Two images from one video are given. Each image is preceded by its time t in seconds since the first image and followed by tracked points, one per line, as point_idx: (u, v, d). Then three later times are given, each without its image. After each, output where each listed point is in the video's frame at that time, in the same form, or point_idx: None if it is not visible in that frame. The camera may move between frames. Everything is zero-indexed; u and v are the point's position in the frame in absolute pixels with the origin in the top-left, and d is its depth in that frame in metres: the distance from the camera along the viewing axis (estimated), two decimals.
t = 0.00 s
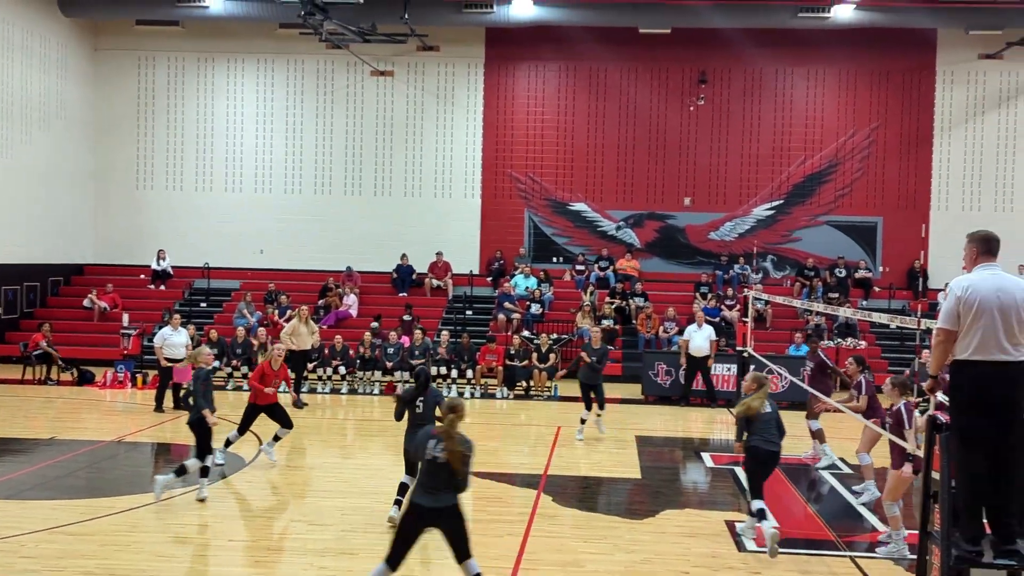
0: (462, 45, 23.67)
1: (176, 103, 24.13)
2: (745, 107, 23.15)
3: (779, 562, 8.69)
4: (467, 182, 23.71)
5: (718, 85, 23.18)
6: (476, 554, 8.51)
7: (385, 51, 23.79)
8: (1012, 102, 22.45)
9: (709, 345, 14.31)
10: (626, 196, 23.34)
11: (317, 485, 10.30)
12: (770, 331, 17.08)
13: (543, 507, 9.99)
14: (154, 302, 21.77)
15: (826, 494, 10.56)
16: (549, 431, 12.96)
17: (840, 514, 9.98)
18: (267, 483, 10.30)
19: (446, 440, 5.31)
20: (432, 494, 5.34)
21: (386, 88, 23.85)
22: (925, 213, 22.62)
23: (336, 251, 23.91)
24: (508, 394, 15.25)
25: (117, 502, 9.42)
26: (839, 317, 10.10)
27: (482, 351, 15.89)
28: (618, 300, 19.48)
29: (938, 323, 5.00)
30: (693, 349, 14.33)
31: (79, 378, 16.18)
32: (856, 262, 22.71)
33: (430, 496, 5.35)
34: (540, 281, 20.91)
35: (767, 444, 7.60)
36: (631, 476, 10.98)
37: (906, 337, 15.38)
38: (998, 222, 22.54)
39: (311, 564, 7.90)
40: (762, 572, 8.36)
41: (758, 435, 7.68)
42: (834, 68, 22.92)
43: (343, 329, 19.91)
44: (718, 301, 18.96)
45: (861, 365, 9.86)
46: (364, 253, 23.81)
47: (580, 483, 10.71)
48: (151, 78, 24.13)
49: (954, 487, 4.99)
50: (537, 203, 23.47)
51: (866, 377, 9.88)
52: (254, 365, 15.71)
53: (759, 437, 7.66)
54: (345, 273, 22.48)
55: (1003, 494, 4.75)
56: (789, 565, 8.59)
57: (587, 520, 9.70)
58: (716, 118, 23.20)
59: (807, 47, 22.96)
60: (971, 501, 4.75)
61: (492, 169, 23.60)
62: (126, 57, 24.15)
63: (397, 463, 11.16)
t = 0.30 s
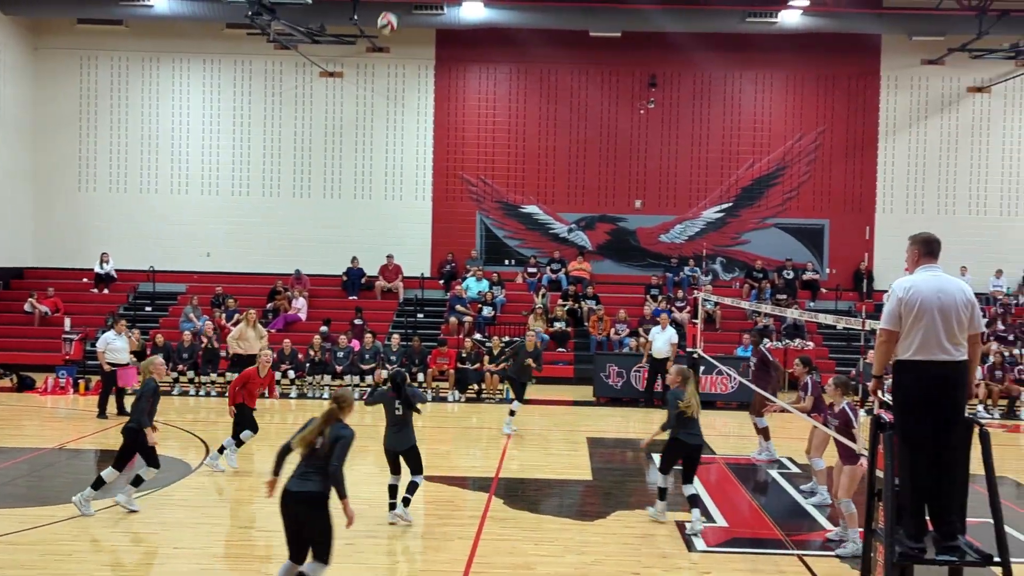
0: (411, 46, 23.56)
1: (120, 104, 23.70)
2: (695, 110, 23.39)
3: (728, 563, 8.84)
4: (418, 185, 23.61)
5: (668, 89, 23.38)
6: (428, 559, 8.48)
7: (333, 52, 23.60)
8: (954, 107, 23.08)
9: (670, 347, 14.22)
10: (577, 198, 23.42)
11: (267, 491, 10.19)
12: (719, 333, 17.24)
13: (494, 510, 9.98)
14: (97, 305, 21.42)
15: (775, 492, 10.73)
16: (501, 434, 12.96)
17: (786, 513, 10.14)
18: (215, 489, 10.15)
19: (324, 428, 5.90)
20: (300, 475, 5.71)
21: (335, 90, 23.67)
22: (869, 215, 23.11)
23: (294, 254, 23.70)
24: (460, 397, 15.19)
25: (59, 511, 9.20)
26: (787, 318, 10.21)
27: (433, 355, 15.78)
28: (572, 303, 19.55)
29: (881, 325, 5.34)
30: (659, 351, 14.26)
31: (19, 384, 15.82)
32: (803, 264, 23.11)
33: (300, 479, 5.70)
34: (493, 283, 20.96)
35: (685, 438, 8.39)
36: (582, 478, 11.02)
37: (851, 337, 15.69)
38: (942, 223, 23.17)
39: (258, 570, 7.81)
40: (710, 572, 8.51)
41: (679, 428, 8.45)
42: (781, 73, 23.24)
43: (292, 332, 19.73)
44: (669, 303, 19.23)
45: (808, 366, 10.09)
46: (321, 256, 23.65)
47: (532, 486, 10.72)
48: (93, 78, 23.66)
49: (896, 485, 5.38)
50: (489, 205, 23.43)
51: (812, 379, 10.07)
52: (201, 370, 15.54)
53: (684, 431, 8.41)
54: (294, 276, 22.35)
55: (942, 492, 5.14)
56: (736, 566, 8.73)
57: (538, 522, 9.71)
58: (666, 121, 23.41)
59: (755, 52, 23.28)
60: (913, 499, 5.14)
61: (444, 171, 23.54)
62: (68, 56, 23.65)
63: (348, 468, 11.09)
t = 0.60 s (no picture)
0: (356, 37, 23.38)
1: (57, 94, 23.17)
2: (642, 104, 23.60)
3: (673, 553, 9.01)
4: (364, 178, 23.44)
5: (615, 83, 23.56)
6: (373, 553, 8.46)
7: (277, 43, 23.37)
8: (895, 102, 23.73)
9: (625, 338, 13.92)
10: (525, 192, 23.48)
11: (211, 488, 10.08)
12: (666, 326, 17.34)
13: (440, 503, 9.98)
14: (35, 301, 21.04)
15: (720, 481, 10.94)
16: (450, 428, 12.98)
17: (732, 503, 10.35)
18: (157, 487, 10.02)
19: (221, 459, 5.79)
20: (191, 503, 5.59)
21: (280, 81, 23.41)
22: (812, 208, 23.59)
23: (250, 249, 23.46)
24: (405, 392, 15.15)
25: None
26: (732, 310, 10.33)
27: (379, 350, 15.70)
28: (520, 297, 19.74)
29: (822, 317, 5.56)
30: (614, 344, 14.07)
31: None
32: (749, 256, 23.49)
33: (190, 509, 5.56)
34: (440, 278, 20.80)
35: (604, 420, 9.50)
36: (530, 471, 11.08)
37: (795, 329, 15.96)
38: (884, 216, 23.84)
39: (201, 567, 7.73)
40: (655, 562, 8.69)
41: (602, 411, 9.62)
42: (726, 67, 23.55)
43: (235, 327, 19.51)
44: (616, 297, 19.51)
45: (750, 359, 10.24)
46: (277, 251, 23.43)
47: (479, 479, 10.74)
48: (28, 68, 23.09)
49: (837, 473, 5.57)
50: (436, 197, 23.35)
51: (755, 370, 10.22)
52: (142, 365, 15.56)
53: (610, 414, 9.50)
54: (238, 269, 22.10)
55: (882, 479, 5.35)
56: (679, 556, 8.92)
57: (487, 515, 9.75)
58: (613, 114, 23.59)
59: (702, 46, 23.56)
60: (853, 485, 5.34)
61: (389, 164, 23.39)
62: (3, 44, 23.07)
63: (294, 464, 11.03)
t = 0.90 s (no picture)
0: (303, 23, 23.19)
1: None
2: (592, 93, 23.85)
3: (622, 540, 9.12)
4: (312, 166, 23.31)
5: (565, 71, 23.72)
6: (322, 544, 8.42)
7: (222, 27, 23.01)
8: (841, 92, 24.28)
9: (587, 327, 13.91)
10: (476, 180, 23.58)
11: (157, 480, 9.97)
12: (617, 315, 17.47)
13: (390, 493, 9.97)
14: None
15: (669, 468, 11.06)
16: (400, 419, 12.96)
17: (681, 490, 10.48)
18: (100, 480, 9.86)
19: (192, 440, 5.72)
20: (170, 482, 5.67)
21: (224, 67, 23.09)
22: (758, 198, 24.10)
23: (207, 241, 23.23)
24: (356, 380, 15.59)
25: None
26: (681, 298, 10.40)
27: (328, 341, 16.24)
28: (471, 286, 19.78)
29: (768, 304, 5.68)
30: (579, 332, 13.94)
31: None
32: (698, 245, 23.93)
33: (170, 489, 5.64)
34: (390, 267, 20.71)
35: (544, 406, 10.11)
36: (480, 460, 11.11)
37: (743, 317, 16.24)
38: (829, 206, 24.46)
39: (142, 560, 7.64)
40: (605, 549, 8.82)
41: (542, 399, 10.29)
42: (676, 57, 23.93)
43: (181, 317, 19.29)
44: (567, 286, 19.72)
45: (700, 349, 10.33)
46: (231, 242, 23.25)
47: (429, 469, 10.74)
48: None
49: (783, 459, 5.73)
50: (384, 186, 23.31)
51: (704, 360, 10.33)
52: (82, 355, 15.34)
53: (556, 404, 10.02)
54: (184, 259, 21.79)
55: (826, 464, 5.52)
56: (627, 543, 9.04)
57: (436, 504, 9.76)
58: (564, 103, 23.77)
59: (652, 36, 23.88)
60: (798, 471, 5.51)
61: (338, 153, 23.30)
62: None
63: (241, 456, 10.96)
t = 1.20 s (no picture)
0: (247, 6, 22.95)
1: None
2: (541, 81, 24.06)
3: (570, 526, 9.21)
4: (258, 152, 23.17)
5: (514, 58, 23.87)
6: (268, 534, 8.37)
7: (164, 10, 22.66)
8: (787, 82, 24.95)
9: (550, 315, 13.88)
10: (424, 167, 23.66)
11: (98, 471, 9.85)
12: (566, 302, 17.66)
13: (337, 482, 9.96)
14: None
15: (617, 454, 11.14)
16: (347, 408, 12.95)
17: (629, 476, 10.57)
18: (39, 472, 9.71)
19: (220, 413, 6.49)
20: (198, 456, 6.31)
21: (166, 50, 22.78)
22: (705, 186, 24.66)
23: (160, 231, 22.97)
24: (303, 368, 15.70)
25: None
26: (629, 286, 10.43)
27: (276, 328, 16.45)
28: (419, 272, 19.64)
29: (711, 290, 5.73)
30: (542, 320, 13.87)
31: None
32: (646, 233, 24.39)
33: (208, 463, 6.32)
34: (336, 254, 20.91)
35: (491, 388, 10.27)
36: (428, 448, 11.16)
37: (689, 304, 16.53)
38: (774, 194, 25.09)
39: (79, 553, 7.55)
40: (553, 536, 8.91)
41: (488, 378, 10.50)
42: (623, 45, 24.30)
43: (123, 305, 19.10)
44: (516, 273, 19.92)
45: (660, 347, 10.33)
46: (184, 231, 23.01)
47: (377, 457, 10.74)
48: None
49: (728, 446, 5.80)
50: (331, 172, 23.24)
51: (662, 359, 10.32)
52: (20, 343, 15.22)
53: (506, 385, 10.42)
54: (124, 247, 21.38)
55: (770, 449, 5.59)
56: (574, 529, 9.14)
57: (383, 492, 9.76)
58: (512, 90, 23.92)
59: (601, 24, 24.21)
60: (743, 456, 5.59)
61: (284, 138, 23.16)
62: None
63: (185, 445, 10.88)
